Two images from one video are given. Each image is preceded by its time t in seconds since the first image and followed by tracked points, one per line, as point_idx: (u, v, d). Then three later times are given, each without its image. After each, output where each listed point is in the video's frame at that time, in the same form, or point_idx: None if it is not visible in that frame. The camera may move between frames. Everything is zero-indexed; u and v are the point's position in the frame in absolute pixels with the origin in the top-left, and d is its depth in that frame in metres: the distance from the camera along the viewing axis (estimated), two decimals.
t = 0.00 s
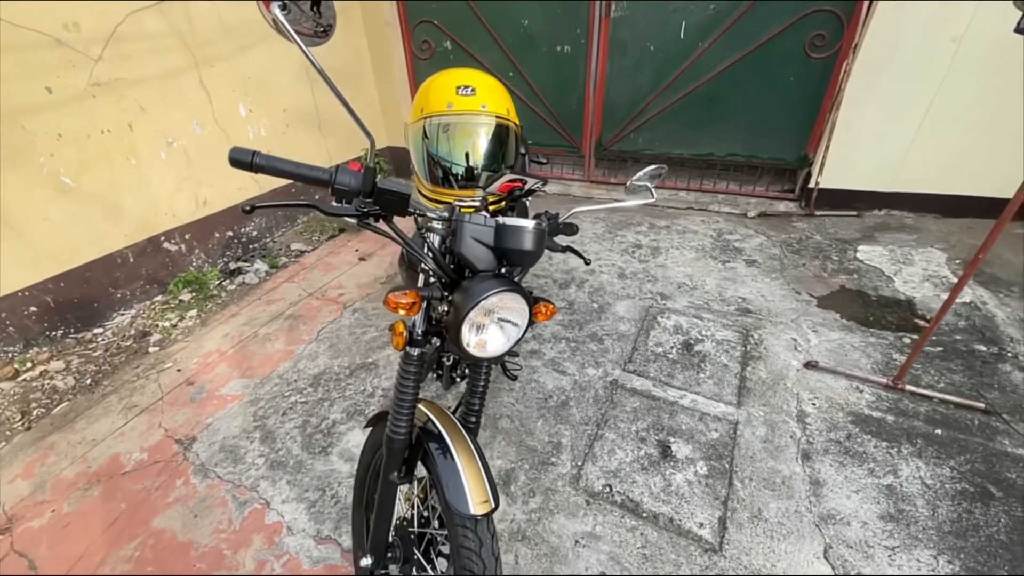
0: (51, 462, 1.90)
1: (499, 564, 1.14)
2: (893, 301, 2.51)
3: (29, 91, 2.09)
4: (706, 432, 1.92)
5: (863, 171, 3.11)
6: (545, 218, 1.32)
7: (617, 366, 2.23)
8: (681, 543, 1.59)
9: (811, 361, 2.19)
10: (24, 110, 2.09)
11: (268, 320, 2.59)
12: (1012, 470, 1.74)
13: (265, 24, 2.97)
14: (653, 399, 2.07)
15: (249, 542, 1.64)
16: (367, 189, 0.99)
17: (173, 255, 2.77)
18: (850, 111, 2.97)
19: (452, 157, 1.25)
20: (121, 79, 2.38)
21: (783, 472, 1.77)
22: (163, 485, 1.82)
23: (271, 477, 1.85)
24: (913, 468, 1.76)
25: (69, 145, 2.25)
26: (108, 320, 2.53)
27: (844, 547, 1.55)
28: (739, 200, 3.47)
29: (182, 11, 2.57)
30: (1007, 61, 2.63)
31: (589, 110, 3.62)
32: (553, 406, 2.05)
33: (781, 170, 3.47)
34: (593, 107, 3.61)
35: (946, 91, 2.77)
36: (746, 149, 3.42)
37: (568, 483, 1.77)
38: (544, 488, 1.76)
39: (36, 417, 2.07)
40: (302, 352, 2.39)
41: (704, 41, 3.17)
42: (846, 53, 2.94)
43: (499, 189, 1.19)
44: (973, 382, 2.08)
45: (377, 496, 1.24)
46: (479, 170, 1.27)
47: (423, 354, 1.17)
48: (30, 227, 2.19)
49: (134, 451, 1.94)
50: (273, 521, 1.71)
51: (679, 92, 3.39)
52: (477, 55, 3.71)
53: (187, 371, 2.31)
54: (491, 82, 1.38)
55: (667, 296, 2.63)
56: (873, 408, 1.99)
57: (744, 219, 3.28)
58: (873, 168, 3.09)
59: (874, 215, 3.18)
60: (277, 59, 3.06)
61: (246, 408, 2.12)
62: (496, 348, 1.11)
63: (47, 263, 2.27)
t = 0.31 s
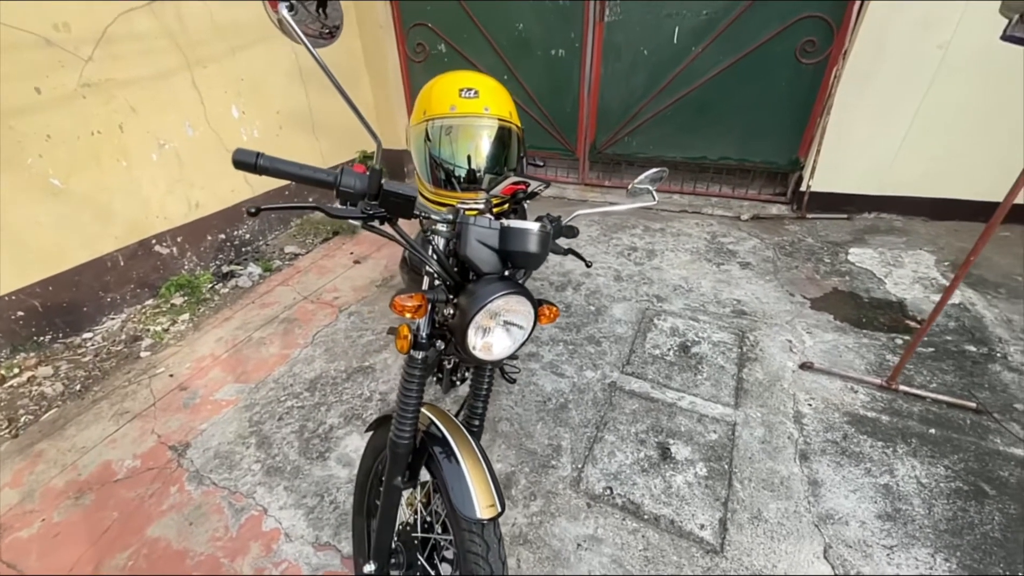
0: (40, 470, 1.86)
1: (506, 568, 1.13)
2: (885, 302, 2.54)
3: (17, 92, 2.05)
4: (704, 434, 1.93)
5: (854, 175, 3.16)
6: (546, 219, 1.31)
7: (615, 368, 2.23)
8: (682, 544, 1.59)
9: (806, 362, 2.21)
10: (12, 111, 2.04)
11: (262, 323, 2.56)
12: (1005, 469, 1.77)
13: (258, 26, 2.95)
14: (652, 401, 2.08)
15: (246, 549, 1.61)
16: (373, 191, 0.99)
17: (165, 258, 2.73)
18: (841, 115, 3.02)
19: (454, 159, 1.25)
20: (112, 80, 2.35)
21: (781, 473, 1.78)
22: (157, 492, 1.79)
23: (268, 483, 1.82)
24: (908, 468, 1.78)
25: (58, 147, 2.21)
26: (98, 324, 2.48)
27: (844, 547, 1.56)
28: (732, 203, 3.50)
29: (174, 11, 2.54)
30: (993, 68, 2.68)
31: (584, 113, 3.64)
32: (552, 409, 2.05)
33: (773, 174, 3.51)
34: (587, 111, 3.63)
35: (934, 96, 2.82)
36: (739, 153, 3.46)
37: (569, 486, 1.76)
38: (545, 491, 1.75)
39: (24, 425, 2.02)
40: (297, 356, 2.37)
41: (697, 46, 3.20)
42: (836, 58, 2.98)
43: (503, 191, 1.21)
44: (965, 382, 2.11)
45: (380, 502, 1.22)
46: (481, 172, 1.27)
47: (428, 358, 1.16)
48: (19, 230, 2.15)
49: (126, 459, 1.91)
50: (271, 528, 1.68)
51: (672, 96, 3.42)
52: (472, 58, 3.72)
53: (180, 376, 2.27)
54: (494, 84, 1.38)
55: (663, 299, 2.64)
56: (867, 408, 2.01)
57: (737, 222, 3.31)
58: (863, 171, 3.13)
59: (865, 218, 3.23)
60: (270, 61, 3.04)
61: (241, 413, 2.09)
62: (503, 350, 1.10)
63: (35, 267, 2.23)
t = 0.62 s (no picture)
0: (25, 485, 1.81)
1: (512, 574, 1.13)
2: (874, 302, 2.58)
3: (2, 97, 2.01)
4: (702, 435, 1.94)
5: (841, 177, 3.22)
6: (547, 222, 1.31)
7: (612, 371, 2.24)
8: (683, 546, 1.59)
9: (800, 362, 2.24)
10: None
11: (254, 331, 2.53)
12: (995, 464, 1.80)
13: (249, 31, 2.93)
14: (649, 404, 2.09)
15: (242, 561, 1.58)
16: (377, 195, 0.97)
17: (153, 266, 2.68)
18: (828, 119, 3.07)
19: (455, 164, 1.25)
20: (99, 84, 2.31)
21: (779, 472, 1.80)
22: (148, 505, 1.75)
23: (263, 494, 1.79)
24: (902, 465, 1.81)
25: (44, 153, 2.16)
26: (84, 334, 2.43)
27: (842, 545, 1.58)
28: (723, 206, 3.54)
29: (163, 15, 2.51)
30: (974, 73, 2.75)
31: (576, 119, 3.66)
32: (550, 412, 2.05)
33: (762, 177, 3.55)
34: (579, 116, 3.65)
35: (917, 100, 2.89)
36: (728, 156, 3.50)
37: (568, 490, 1.76)
38: (545, 496, 1.75)
39: (7, 439, 1.96)
40: (291, 363, 2.34)
41: (687, 51, 3.24)
42: (823, 64, 3.04)
43: (505, 196, 1.22)
44: (953, 379, 2.15)
45: (383, 510, 1.21)
46: (482, 177, 1.27)
47: (431, 363, 1.16)
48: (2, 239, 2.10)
49: (115, 471, 1.86)
50: (267, 539, 1.65)
51: (663, 101, 3.45)
52: (464, 64, 3.72)
53: (170, 386, 2.23)
54: (494, 89, 1.38)
55: (658, 301, 2.66)
56: (860, 407, 2.04)
57: (728, 225, 3.35)
58: (850, 174, 3.19)
59: (852, 220, 3.29)
60: (261, 66, 3.02)
61: (234, 423, 2.06)
62: (508, 354, 1.09)
63: (19, 275, 2.18)
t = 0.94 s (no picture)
0: (7, 503, 1.75)
1: None
2: (860, 300, 2.64)
3: None
4: (698, 434, 1.96)
5: (825, 179, 3.29)
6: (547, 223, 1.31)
7: (608, 373, 2.25)
8: (683, 545, 1.60)
9: (791, 360, 2.27)
10: None
11: (244, 339, 2.49)
12: (982, 456, 1.85)
13: (235, 36, 2.89)
14: (645, 404, 2.10)
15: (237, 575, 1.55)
16: (380, 199, 0.98)
17: (138, 274, 2.63)
18: (812, 122, 3.14)
19: (454, 167, 1.25)
20: (82, 90, 2.25)
21: (774, 470, 1.82)
22: (138, 519, 1.70)
23: (257, 505, 1.76)
24: (894, 459, 1.84)
25: (24, 160, 2.10)
26: (66, 345, 2.37)
27: (838, 540, 1.60)
28: (711, 208, 3.58)
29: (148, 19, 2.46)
30: (951, 76, 2.83)
31: (565, 123, 3.69)
32: (547, 415, 2.05)
33: (749, 179, 3.61)
34: (569, 120, 3.68)
35: (898, 103, 2.96)
36: (716, 159, 3.56)
37: (568, 493, 1.76)
38: (545, 499, 1.74)
39: None
40: (283, 371, 2.30)
41: (674, 55, 3.29)
42: (806, 68, 3.10)
43: (506, 199, 1.22)
44: (939, 374, 2.20)
45: (386, 517, 1.20)
46: (481, 180, 1.27)
47: (433, 367, 1.15)
48: None
49: (102, 486, 1.81)
50: (263, 551, 1.62)
51: (651, 105, 3.49)
52: (453, 68, 3.72)
53: (158, 396, 2.18)
54: (492, 93, 1.39)
55: (650, 302, 2.68)
56: (851, 403, 2.07)
57: (716, 226, 3.39)
58: (834, 176, 3.26)
59: (837, 220, 3.35)
60: (248, 71, 2.98)
61: (226, 433, 2.02)
62: (511, 356, 1.09)
63: None
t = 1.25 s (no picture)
0: None
1: None
2: (844, 299, 2.69)
3: None
4: (693, 434, 1.98)
5: (807, 181, 3.36)
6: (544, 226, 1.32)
7: (602, 375, 2.26)
8: (682, 545, 1.61)
9: (781, 359, 2.31)
10: None
11: (232, 348, 2.44)
12: (966, 448, 1.90)
13: (218, 41, 2.85)
14: (640, 405, 2.11)
15: None
16: (380, 203, 0.96)
17: (120, 284, 2.56)
18: (794, 126, 3.21)
19: (450, 171, 1.25)
20: (60, 96, 2.20)
21: (768, 467, 1.84)
22: (124, 537, 1.64)
23: (250, 518, 1.71)
24: (883, 453, 1.88)
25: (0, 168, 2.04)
26: (45, 358, 2.29)
27: (833, 534, 1.62)
28: (697, 211, 3.63)
29: (130, 24, 2.42)
30: (926, 81, 2.92)
31: (553, 128, 3.71)
32: (543, 419, 2.05)
33: (734, 182, 3.67)
34: (556, 126, 3.70)
35: (875, 107, 3.05)
36: (701, 162, 3.61)
37: (566, 496, 1.76)
38: (543, 503, 1.74)
39: None
40: (273, 380, 2.26)
41: (659, 61, 3.34)
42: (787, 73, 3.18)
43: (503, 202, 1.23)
44: (922, 369, 2.26)
45: (387, 526, 1.18)
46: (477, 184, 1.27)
47: (433, 372, 1.14)
48: None
49: (85, 503, 1.75)
50: (256, 565, 1.58)
51: (637, 110, 3.54)
52: (440, 73, 3.72)
53: (143, 409, 2.12)
54: (488, 97, 1.39)
55: (641, 304, 2.70)
56: (840, 399, 2.11)
57: (703, 228, 3.43)
58: (816, 178, 3.34)
59: (819, 221, 3.43)
60: (232, 77, 2.95)
61: (215, 445, 1.97)
62: (512, 359, 1.09)
63: None
